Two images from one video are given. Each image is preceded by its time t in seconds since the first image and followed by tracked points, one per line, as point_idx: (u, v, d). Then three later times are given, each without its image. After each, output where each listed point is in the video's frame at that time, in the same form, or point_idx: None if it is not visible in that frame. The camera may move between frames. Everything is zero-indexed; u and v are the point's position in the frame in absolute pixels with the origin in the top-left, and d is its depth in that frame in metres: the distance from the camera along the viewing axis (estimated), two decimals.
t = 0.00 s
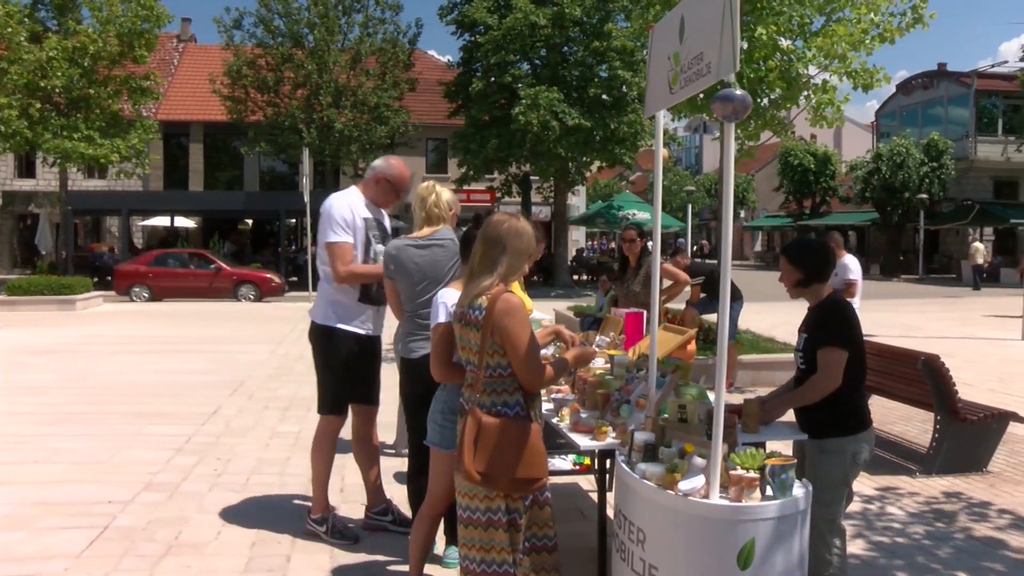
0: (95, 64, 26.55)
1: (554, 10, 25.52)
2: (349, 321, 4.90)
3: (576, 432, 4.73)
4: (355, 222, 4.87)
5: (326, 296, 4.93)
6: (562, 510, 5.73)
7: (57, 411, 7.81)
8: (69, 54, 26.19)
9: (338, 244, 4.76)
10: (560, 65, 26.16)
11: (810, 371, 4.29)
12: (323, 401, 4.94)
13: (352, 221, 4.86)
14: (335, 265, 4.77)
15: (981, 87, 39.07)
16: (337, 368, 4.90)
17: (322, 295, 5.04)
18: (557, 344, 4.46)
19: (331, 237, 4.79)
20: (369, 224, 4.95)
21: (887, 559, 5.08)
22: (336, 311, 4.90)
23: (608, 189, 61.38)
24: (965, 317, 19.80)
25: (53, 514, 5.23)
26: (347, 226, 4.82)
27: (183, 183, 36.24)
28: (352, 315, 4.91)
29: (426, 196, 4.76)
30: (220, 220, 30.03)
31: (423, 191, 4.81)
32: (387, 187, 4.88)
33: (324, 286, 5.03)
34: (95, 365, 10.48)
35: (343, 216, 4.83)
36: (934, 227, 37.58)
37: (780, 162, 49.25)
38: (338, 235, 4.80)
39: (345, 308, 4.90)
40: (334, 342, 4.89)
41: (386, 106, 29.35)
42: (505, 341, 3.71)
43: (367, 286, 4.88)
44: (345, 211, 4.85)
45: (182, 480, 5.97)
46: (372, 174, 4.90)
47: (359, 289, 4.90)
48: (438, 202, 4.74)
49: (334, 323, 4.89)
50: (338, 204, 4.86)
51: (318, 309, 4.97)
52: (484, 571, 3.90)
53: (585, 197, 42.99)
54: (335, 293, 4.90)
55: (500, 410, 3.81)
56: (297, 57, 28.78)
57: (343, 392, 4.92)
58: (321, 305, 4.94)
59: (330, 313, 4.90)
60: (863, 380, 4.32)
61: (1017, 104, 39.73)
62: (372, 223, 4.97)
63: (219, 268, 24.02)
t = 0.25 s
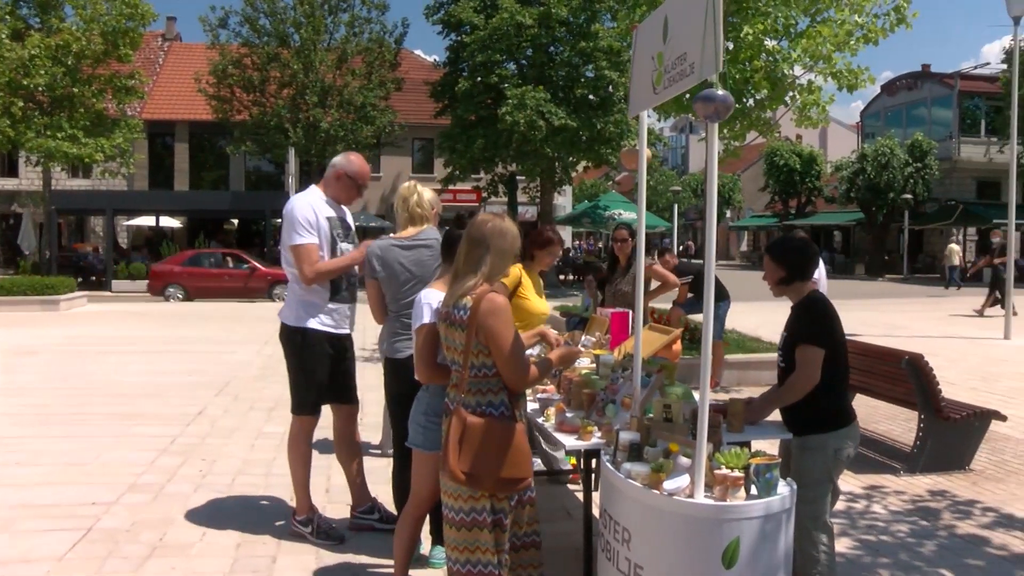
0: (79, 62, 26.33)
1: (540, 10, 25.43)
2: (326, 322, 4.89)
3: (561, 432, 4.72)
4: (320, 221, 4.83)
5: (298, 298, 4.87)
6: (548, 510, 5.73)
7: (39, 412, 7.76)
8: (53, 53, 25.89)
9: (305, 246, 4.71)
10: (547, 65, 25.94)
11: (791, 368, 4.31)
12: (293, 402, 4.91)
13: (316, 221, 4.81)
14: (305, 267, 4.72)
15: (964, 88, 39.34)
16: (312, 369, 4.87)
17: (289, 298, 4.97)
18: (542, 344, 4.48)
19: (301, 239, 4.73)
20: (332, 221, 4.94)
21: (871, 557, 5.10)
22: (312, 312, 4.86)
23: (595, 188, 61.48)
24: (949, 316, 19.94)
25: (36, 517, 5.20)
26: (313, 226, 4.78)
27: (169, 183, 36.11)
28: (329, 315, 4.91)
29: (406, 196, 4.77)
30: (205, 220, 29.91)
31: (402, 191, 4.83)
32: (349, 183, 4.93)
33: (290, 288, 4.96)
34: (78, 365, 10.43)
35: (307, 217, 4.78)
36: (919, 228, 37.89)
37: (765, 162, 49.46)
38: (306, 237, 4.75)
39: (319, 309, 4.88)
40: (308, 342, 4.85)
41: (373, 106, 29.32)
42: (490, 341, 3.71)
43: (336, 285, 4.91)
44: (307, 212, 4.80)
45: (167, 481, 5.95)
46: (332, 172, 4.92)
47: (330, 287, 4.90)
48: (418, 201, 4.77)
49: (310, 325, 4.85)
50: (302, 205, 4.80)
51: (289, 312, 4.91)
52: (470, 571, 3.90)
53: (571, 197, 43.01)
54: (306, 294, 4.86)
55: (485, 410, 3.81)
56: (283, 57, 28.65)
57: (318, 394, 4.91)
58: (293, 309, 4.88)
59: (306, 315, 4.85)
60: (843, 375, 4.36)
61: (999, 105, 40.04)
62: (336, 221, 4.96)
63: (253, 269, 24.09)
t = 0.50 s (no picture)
0: (63, 60, 26.12)
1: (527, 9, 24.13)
2: (307, 321, 4.88)
3: (548, 432, 4.71)
4: (294, 220, 4.82)
5: (276, 298, 4.85)
6: (534, 510, 5.75)
7: (23, 413, 7.72)
8: (36, 51, 25.66)
9: (281, 245, 4.70)
10: (533, 65, 24.39)
11: (771, 365, 4.33)
12: (275, 402, 4.91)
13: (291, 220, 4.80)
14: (283, 266, 4.69)
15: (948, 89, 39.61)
16: (294, 369, 4.86)
17: (267, 298, 4.94)
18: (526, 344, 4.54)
19: (277, 238, 4.72)
20: (307, 219, 4.93)
21: (856, 555, 5.13)
22: (292, 311, 4.85)
23: (583, 187, 61.57)
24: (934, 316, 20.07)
25: (19, 518, 5.18)
26: (289, 225, 4.77)
27: (154, 182, 35.98)
28: (310, 313, 4.90)
29: (386, 196, 4.76)
30: (191, 220, 29.75)
31: (382, 191, 4.83)
32: (320, 180, 4.93)
33: (267, 288, 4.94)
34: (63, 366, 10.40)
35: (280, 215, 4.77)
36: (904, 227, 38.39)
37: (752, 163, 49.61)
38: (282, 236, 4.74)
39: (299, 307, 4.87)
40: (289, 342, 4.84)
41: (359, 105, 29.25)
42: (474, 340, 3.71)
43: (315, 283, 4.91)
44: (280, 210, 4.78)
45: (152, 482, 5.94)
46: (303, 169, 4.91)
47: (308, 285, 4.90)
48: (400, 201, 4.77)
49: (289, 324, 4.84)
50: (275, 204, 4.78)
51: (268, 313, 4.88)
52: (456, 571, 3.89)
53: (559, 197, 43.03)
54: (284, 293, 4.84)
55: (470, 409, 3.82)
56: (269, 56, 28.56)
57: (302, 394, 4.92)
58: (271, 308, 4.86)
59: (286, 315, 4.84)
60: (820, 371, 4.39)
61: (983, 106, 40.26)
62: (310, 220, 4.95)
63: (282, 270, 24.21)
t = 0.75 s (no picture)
0: (45, 59, 25.89)
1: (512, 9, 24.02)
2: (291, 318, 4.89)
3: (533, 432, 4.72)
4: (276, 218, 4.81)
5: (259, 297, 4.84)
6: (519, 510, 5.75)
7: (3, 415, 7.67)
8: (17, 50, 25.44)
9: (263, 243, 4.68)
10: (519, 66, 24.66)
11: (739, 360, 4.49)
12: (259, 401, 4.89)
13: (272, 218, 4.79)
14: (266, 265, 4.68)
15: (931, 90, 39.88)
16: (279, 368, 4.86)
17: (249, 297, 4.93)
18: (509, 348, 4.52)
19: (259, 236, 4.69)
20: (288, 218, 4.92)
21: (840, 554, 5.16)
22: (276, 310, 4.84)
23: (569, 187, 61.59)
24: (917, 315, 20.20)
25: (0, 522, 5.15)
26: (271, 224, 4.76)
27: (138, 182, 35.80)
28: (293, 310, 4.90)
29: (369, 196, 4.77)
30: (175, 219, 29.60)
31: (364, 192, 4.84)
32: (300, 178, 4.93)
33: (250, 287, 4.92)
34: (45, 367, 10.33)
35: (261, 214, 4.75)
36: (887, 227, 38.52)
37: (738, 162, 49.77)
38: (264, 234, 4.72)
39: (282, 306, 4.86)
40: (274, 341, 4.83)
41: (344, 105, 29.22)
42: (457, 340, 3.71)
43: (298, 279, 4.92)
44: (261, 209, 4.77)
45: (135, 484, 5.91)
46: (283, 169, 4.91)
47: (291, 282, 4.91)
48: (381, 201, 4.78)
49: (273, 323, 4.83)
50: (257, 203, 4.77)
51: (252, 312, 4.87)
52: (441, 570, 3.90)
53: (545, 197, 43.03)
54: (267, 292, 4.84)
55: (453, 409, 3.81)
56: (254, 55, 28.48)
57: (287, 394, 4.90)
58: (256, 308, 4.84)
59: (269, 313, 4.83)
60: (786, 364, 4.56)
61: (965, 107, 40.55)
62: (292, 217, 4.95)
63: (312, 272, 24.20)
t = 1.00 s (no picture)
0: (27, 57, 25.66)
1: (499, 10, 24.05)
2: (281, 316, 4.88)
3: (519, 432, 4.72)
4: (267, 217, 4.80)
5: (249, 295, 4.82)
6: (506, 511, 5.76)
7: None
8: None
9: (254, 241, 4.66)
10: (505, 66, 24.75)
11: (710, 355, 4.64)
12: (248, 399, 4.88)
13: (264, 217, 4.77)
14: (257, 262, 4.67)
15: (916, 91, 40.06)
16: (268, 366, 4.85)
17: (239, 294, 4.91)
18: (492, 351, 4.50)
19: (250, 234, 4.67)
20: (279, 216, 4.91)
21: (824, 552, 5.19)
22: (265, 307, 4.83)
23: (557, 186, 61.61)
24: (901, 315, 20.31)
25: None
26: (263, 222, 4.75)
27: (123, 181, 35.63)
28: (283, 308, 4.89)
29: (356, 196, 4.77)
30: (160, 219, 29.47)
31: (352, 192, 4.84)
32: (291, 178, 4.91)
33: (240, 284, 4.91)
34: (29, 368, 10.27)
35: (253, 212, 4.74)
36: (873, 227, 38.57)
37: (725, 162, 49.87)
38: (256, 232, 4.70)
39: (272, 303, 4.85)
40: (263, 339, 4.82)
41: (330, 105, 29.15)
42: (442, 339, 3.71)
43: (288, 276, 4.91)
44: (253, 207, 4.76)
45: (120, 485, 5.89)
46: (274, 167, 4.90)
47: (281, 280, 4.89)
48: (369, 202, 4.78)
49: (263, 321, 4.82)
50: (248, 201, 4.75)
51: (242, 309, 4.85)
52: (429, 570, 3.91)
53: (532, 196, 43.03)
54: (257, 290, 4.82)
55: (438, 409, 3.81)
56: (240, 55, 28.35)
57: (276, 395, 4.89)
58: (246, 305, 4.83)
59: (259, 310, 4.81)
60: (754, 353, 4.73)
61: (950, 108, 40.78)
62: (283, 216, 4.94)
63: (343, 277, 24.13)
